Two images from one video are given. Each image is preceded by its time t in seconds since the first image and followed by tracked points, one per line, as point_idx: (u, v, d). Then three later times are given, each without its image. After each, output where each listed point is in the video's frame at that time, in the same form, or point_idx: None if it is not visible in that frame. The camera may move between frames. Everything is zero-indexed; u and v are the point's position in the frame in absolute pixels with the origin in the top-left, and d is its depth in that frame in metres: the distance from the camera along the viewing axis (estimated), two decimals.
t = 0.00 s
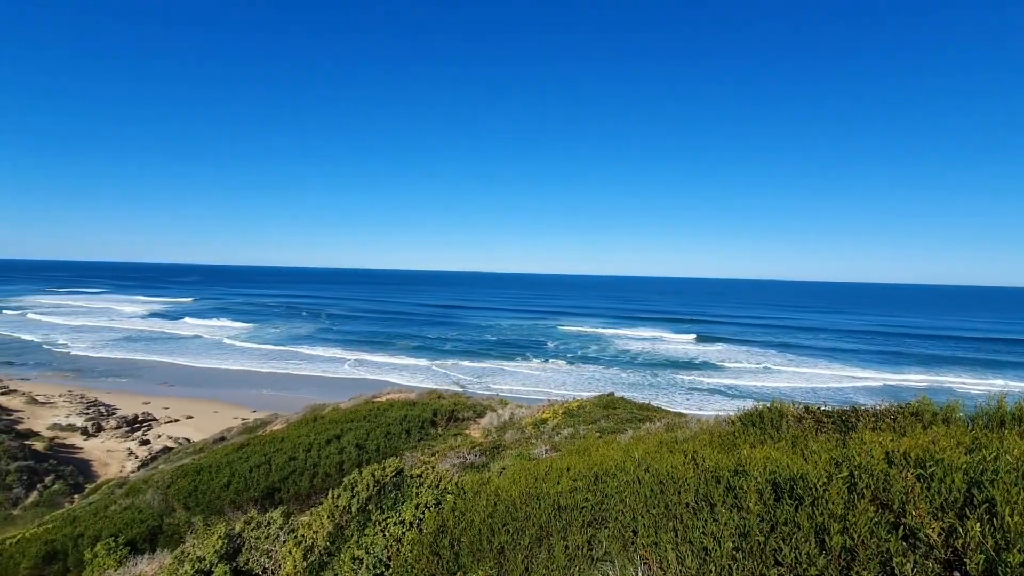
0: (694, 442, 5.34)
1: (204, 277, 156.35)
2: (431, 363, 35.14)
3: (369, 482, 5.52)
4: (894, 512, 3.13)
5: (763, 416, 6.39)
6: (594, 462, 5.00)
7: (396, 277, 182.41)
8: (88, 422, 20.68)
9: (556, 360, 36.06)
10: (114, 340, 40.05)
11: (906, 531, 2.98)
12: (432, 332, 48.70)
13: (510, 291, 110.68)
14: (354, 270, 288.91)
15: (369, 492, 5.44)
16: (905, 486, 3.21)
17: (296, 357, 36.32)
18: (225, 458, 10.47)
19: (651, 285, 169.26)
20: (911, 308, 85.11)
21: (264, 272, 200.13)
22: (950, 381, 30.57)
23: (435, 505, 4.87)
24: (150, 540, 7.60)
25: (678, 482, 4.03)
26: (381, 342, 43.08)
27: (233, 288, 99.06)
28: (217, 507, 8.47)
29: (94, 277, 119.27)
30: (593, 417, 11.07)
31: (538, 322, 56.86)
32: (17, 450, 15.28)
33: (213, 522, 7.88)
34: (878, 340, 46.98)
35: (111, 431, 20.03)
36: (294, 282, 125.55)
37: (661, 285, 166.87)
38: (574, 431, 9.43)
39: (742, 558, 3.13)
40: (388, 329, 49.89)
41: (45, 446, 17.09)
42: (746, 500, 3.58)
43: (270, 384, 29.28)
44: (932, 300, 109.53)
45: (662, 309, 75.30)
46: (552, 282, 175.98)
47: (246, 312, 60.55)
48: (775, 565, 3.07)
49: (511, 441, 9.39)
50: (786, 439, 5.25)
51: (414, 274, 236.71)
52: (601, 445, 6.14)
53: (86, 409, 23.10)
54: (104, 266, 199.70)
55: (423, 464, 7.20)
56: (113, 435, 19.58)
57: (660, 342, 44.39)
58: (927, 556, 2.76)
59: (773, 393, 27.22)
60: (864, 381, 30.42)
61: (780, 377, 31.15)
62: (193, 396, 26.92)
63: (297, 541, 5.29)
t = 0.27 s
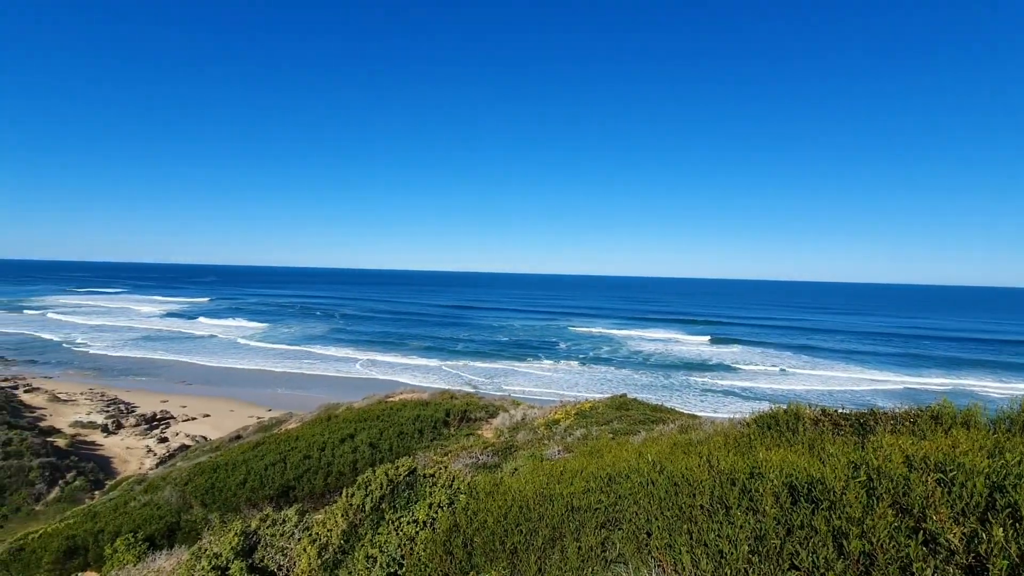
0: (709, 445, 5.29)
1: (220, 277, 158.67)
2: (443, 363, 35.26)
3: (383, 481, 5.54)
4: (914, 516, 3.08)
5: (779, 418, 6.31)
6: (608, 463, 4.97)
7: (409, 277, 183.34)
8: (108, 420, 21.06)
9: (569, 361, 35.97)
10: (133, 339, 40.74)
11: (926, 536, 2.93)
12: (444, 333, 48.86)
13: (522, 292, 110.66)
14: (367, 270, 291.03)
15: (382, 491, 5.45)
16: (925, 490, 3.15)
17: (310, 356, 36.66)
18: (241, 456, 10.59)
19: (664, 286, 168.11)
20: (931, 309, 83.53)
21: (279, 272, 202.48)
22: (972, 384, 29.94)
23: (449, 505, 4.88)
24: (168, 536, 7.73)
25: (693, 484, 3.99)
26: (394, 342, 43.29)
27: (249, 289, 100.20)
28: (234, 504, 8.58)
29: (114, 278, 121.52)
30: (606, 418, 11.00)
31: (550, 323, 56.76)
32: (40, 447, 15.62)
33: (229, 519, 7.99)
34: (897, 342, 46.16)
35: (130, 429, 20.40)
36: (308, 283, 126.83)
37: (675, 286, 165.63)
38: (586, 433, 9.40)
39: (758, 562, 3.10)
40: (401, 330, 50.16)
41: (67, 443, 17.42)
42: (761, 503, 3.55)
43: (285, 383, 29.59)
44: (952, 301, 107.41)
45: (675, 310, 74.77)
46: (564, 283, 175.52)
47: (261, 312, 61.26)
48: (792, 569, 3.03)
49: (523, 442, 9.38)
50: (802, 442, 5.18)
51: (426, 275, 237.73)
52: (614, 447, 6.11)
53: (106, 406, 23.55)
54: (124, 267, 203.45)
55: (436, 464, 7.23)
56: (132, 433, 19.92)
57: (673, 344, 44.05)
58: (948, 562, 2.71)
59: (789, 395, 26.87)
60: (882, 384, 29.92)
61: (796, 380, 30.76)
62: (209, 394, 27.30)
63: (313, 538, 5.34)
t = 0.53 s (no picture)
0: (724, 446, 5.25)
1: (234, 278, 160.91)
2: (455, 364, 35.37)
3: (396, 481, 5.54)
4: (933, 521, 3.03)
5: (796, 420, 6.22)
6: (620, 464, 4.95)
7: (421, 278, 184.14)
8: (127, 418, 21.45)
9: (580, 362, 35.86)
10: (151, 339, 41.44)
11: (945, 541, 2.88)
12: (457, 333, 49.02)
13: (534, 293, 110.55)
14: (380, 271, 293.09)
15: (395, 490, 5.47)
16: (944, 494, 3.10)
17: (324, 356, 37.00)
18: (256, 454, 10.72)
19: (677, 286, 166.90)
20: (950, 311, 81.99)
21: (293, 273, 204.64)
22: (993, 387, 29.31)
23: (461, 505, 4.88)
24: (185, 533, 7.84)
25: (707, 486, 3.96)
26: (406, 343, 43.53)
27: (264, 289, 101.45)
28: (249, 502, 8.69)
29: (132, 278, 123.70)
30: (619, 419, 10.96)
31: (562, 324, 56.66)
32: (62, 443, 15.96)
33: (244, 517, 8.08)
34: (916, 344, 45.33)
35: (149, 426, 20.75)
36: (321, 284, 128.10)
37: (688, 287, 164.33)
38: (598, 433, 9.37)
39: (773, 566, 3.07)
40: (413, 330, 50.41)
41: (88, 440, 17.77)
42: (777, 506, 3.51)
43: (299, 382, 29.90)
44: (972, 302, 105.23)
45: (688, 311, 74.21)
46: (577, 283, 175.18)
47: (276, 312, 61.98)
48: (808, 573, 2.99)
49: (536, 442, 9.38)
50: (818, 444, 5.12)
51: (438, 275, 238.63)
52: (627, 448, 6.08)
53: (126, 404, 23.99)
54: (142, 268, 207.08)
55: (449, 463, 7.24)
56: (150, 430, 20.27)
57: (686, 345, 43.71)
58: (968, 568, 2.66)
59: (804, 397, 26.53)
60: (901, 387, 29.40)
61: (812, 382, 30.37)
62: (226, 393, 27.67)
63: (327, 536, 5.39)
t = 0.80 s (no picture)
0: (738, 449, 5.19)
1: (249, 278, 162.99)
2: (466, 364, 35.43)
3: (407, 481, 5.55)
4: (953, 526, 2.98)
5: (810, 423, 6.15)
6: (632, 466, 4.92)
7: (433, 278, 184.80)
8: (144, 416, 21.77)
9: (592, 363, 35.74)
10: (168, 339, 42.06)
11: (964, 547, 2.83)
12: (468, 334, 49.12)
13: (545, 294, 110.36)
14: (392, 272, 294.81)
15: (406, 490, 5.47)
16: (964, 499, 3.05)
17: (336, 356, 37.27)
18: (270, 453, 10.83)
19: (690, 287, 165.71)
20: (970, 312, 80.44)
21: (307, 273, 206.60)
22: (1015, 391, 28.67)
23: (472, 505, 4.89)
24: (200, 530, 7.94)
25: (721, 489, 3.92)
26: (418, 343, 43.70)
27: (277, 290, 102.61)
28: (263, 500, 8.77)
29: (149, 279, 125.79)
30: (630, 421, 10.90)
31: (573, 325, 56.51)
32: (81, 441, 16.26)
33: (258, 516, 8.17)
34: (934, 347, 44.49)
35: (165, 425, 21.08)
36: (334, 284, 129.34)
37: (701, 288, 163.00)
38: (610, 435, 9.32)
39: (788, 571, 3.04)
40: (425, 331, 50.61)
41: (106, 438, 18.08)
42: (793, 509, 3.47)
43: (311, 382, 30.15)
44: (993, 304, 103.11)
45: (701, 312, 73.60)
46: (588, 284, 174.66)
47: (289, 313, 62.61)
48: None
49: (547, 443, 9.35)
50: (833, 447, 5.05)
51: (450, 276, 239.32)
52: (639, 449, 6.05)
53: (143, 403, 24.40)
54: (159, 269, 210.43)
55: (460, 464, 7.26)
56: (166, 429, 20.56)
57: (699, 346, 43.35)
58: None
59: (818, 400, 26.18)
60: (919, 390, 28.88)
61: (826, 384, 29.95)
62: (239, 392, 27.99)
63: (339, 534, 5.43)
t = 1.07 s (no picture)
0: (752, 451, 5.14)
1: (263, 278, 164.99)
2: (478, 365, 35.50)
3: (420, 481, 5.55)
4: (972, 532, 2.94)
5: (826, 425, 6.07)
6: (645, 467, 4.89)
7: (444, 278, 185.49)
8: (160, 414, 22.10)
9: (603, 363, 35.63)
10: (184, 338, 42.63)
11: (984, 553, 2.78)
12: (479, 334, 49.21)
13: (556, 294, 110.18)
14: (403, 273, 296.40)
15: (419, 489, 5.48)
16: (986, 505, 2.99)
17: (349, 356, 37.55)
18: (284, 451, 10.93)
19: (702, 287, 164.56)
20: (990, 314, 78.92)
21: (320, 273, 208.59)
22: None
23: (485, 505, 4.89)
24: (216, 526, 8.04)
25: (735, 492, 3.88)
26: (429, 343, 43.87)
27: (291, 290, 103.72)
28: (278, 498, 8.85)
29: (166, 279, 127.96)
30: (642, 422, 10.84)
31: (585, 325, 56.37)
32: (100, 438, 16.54)
33: (273, 513, 8.26)
34: (953, 349, 43.72)
35: (182, 422, 21.38)
36: (346, 284, 130.48)
37: (714, 288, 161.72)
38: (621, 436, 9.28)
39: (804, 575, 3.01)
40: (436, 331, 50.79)
41: (124, 435, 18.37)
42: (809, 513, 3.42)
43: (324, 381, 30.38)
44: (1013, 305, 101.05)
45: (713, 313, 73.01)
46: (598, 284, 174.14)
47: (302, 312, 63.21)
48: None
49: (559, 444, 9.34)
50: (849, 450, 4.98)
51: (461, 276, 239.96)
52: (651, 451, 6.01)
53: (160, 401, 24.76)
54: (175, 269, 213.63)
55: (472, 463, 7.27)
56: (183, 426, 20.86)
57: (711, 347, 43.01)
58: None
59: (834, 403, 25.85)
60: (937, 392, 28.39)
61: (842, 386, 29.55)
62: (254, 391, 28.32)
63: (352, 533, 5.47)
